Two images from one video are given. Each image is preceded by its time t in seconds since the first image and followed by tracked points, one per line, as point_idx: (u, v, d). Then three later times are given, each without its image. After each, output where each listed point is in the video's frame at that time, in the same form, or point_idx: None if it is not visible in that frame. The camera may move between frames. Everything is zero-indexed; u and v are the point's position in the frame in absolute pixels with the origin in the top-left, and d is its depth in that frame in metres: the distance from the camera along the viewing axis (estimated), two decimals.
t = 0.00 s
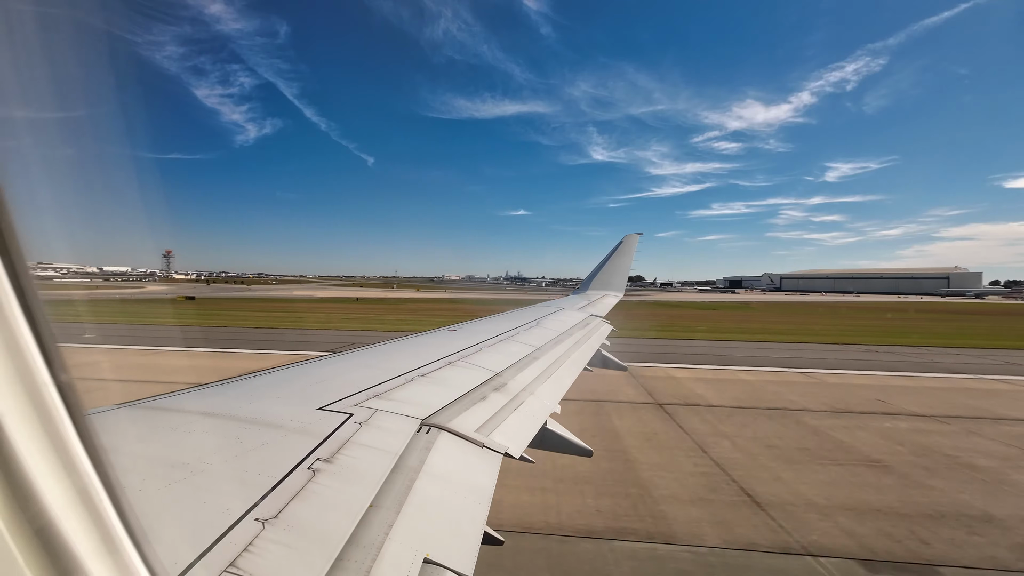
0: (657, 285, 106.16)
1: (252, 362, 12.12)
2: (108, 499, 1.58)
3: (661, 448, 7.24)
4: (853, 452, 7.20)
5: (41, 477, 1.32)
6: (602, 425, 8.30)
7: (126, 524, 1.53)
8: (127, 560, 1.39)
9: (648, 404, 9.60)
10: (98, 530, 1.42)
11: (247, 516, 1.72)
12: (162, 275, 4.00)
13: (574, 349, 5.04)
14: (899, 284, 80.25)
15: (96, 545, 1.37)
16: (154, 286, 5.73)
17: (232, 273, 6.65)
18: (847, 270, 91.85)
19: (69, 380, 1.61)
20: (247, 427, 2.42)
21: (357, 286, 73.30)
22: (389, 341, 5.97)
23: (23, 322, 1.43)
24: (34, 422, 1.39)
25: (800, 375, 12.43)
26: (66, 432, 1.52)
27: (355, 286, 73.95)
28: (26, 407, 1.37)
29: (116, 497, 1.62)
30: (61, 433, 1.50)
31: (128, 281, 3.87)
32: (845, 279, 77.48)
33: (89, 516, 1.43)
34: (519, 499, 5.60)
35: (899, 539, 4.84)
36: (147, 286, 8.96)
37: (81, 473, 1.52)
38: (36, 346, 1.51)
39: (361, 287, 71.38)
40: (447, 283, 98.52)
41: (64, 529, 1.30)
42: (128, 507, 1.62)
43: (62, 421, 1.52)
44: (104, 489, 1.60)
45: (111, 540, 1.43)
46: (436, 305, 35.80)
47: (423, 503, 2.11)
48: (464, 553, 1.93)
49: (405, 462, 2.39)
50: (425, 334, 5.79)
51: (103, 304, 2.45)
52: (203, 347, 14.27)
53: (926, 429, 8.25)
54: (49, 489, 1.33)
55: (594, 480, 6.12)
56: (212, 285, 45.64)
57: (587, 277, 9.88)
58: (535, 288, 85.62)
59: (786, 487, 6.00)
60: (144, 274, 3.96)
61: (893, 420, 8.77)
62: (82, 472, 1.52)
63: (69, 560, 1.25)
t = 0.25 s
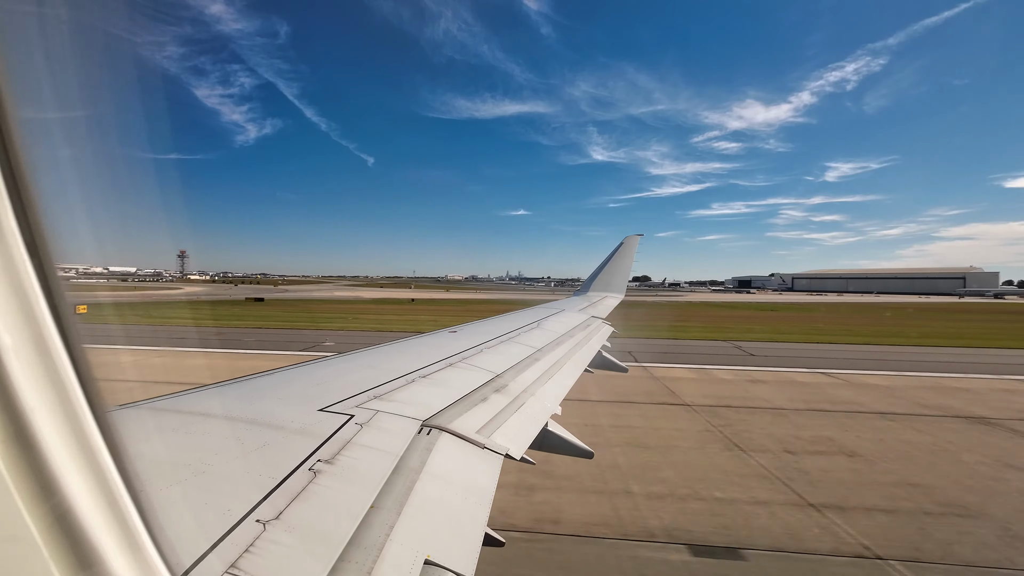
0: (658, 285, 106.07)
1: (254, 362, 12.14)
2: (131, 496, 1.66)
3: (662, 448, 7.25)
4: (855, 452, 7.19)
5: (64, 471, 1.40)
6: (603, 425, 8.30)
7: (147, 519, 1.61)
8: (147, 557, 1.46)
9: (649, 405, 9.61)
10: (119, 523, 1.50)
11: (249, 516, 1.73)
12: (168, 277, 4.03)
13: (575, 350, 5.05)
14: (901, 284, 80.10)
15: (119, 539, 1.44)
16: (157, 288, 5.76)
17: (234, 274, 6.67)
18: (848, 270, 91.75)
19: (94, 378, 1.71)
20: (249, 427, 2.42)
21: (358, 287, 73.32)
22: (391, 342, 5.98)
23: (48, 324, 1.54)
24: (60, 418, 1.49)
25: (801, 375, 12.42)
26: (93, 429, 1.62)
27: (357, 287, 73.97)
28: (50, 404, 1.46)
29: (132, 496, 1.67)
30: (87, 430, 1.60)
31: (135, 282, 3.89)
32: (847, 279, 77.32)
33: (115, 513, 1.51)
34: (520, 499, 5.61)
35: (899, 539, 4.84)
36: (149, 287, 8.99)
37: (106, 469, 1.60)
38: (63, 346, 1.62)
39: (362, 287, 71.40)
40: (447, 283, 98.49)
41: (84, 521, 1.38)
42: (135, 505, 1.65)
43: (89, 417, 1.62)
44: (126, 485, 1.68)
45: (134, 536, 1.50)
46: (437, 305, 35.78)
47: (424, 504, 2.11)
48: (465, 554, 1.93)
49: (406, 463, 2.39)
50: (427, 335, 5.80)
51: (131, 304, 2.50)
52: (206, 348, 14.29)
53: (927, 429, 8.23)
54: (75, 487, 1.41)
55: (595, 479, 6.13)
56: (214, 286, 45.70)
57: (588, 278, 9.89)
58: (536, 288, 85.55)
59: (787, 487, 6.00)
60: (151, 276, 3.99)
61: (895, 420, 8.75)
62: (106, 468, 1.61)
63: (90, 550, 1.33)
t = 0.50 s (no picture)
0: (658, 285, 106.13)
1: (253, 363, 12.15)
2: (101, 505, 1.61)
3: (661, 448, 7.25)
4: (854, 451, 7.19)
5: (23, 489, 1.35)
6: (603, 425, 8.30)
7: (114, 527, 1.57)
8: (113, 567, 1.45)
9: (649, 405, 9.60)
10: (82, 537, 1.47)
11: (247, 518, 1.72)
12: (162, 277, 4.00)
13: (574, 350, 5.04)
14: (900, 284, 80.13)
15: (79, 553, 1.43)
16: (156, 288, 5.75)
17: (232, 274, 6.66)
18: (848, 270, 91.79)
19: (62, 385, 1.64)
20: (247, 428, 2.42)
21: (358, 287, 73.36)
22: (390, 342, 5.98)
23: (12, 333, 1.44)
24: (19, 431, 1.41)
25: (800, 375, 12.41)
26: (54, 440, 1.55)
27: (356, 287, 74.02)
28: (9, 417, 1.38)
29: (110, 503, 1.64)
30: (49, 441, 1.52)
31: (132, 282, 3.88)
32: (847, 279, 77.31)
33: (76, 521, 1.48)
34: (519, 499, 5.61)
35: (898, 540, 4.84)
36: (148, 287, 8.98)
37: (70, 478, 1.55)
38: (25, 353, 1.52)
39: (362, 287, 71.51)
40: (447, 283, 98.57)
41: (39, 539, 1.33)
42: (124, 510, 1.63)
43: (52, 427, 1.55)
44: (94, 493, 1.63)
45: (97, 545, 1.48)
46: (437, 305, 35.79)
47: (423, 504, 2.11)
48: (465, 554, 1.93)
49: (405, 463, 2.39)
50: (426, 335, 5.79)
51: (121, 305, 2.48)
52: (205, 348, 14.29)
53: (927, 429, 8.22)
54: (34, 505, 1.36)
55: (593, 479, 6.13)
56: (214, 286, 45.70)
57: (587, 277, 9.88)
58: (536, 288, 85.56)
59: (786, 487, 5.99)
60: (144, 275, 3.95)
61: (894, 420, 8.77)
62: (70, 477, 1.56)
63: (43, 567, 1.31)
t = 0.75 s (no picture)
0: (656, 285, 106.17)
1: (251, 363, 12.10)
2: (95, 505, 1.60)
3: (660, 447, 7.25)
4: (852, 450, 7.20)
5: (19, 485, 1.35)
6: (601, 424, 8.31)
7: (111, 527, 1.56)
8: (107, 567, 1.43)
9: (647, 404, 9.60)
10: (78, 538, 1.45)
11: (246, 517, 1.72)
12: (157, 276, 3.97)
13: (572, 349, 5.04)
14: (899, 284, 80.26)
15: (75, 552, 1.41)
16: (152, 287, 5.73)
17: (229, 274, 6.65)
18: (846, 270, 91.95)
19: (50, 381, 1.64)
20: (245, 428, 2.42)
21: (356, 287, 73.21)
22: (388, 341, 5.97)
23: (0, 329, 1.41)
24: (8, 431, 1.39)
25: (799, 374, 12.43)
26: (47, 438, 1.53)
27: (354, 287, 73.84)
28: None
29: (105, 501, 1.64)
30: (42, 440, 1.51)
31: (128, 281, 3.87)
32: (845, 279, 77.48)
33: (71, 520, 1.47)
34: (517, 498, 5.61)
35: (897, 539, 4.85)
36: (145, 286, 8.96)
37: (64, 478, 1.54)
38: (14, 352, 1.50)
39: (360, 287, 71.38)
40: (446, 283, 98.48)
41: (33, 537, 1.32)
42: (120, 510, 1.63)
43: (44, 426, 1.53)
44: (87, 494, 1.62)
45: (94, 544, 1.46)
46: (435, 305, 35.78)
47: (422, 503, 2.11)
48: (464, 553, 1.93)
49: (404, 462, 2.39)
50: (424, 334, 5.78)
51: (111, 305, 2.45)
52: (201, 348, 14.24)
53: (924, 429, 8.24)
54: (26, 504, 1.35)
55: (592, 479, 6.13)
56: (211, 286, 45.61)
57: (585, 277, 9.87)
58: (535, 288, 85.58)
59: (784, 486, 5.99)
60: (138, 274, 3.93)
61: (892, 419, 8.78)
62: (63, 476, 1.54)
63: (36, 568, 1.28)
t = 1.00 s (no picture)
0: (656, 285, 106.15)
1: (249, 363, 12.08)
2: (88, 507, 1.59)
3: (659, 447, 7.25)
4: (852, 450, 7.21)
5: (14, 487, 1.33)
6: (601, 425, 8.30)
7: (108, 528, 1.56)
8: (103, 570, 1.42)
9: (647, 404, 9.59)
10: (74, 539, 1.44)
11: (245, 517, 1.72)
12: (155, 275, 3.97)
13: (572, 348, 5.04)
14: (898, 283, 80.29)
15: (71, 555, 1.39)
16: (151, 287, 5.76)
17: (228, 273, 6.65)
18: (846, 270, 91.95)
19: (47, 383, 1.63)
20: (244, 428, 2.42)
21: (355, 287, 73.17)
22: (387, 341, 5.97)
23: None
24: None
25: (798, 374, 12.42)
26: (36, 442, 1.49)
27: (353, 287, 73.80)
28: None
29: (101, 504, 1.63)
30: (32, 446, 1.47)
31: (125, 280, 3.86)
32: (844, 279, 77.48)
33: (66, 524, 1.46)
34: (516, 499, 5.60)
35: (897, 539, 4.85)
36: (144, 286, 8.98)
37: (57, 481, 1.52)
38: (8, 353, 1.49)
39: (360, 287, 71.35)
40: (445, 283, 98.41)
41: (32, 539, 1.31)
42: (119, 511, 1.63)
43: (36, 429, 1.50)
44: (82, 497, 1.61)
45: (88, 547, 1.46)
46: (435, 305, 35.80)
47: (422, 503, 2.11)
48: (464, 552, 1.93)
49: (404, 462, 2.39)
50: (423, 334, 5.78)
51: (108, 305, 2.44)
52: (199, 348, 14.21)
53: (925, 429, 8.23)
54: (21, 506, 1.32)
55: (592, 479, 6.13)
56: (212, 286, 45.64)
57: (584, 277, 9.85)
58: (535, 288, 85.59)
59: (784, 487, 5.98)
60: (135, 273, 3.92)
61: (892, 419, 8.78)
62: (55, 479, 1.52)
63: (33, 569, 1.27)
